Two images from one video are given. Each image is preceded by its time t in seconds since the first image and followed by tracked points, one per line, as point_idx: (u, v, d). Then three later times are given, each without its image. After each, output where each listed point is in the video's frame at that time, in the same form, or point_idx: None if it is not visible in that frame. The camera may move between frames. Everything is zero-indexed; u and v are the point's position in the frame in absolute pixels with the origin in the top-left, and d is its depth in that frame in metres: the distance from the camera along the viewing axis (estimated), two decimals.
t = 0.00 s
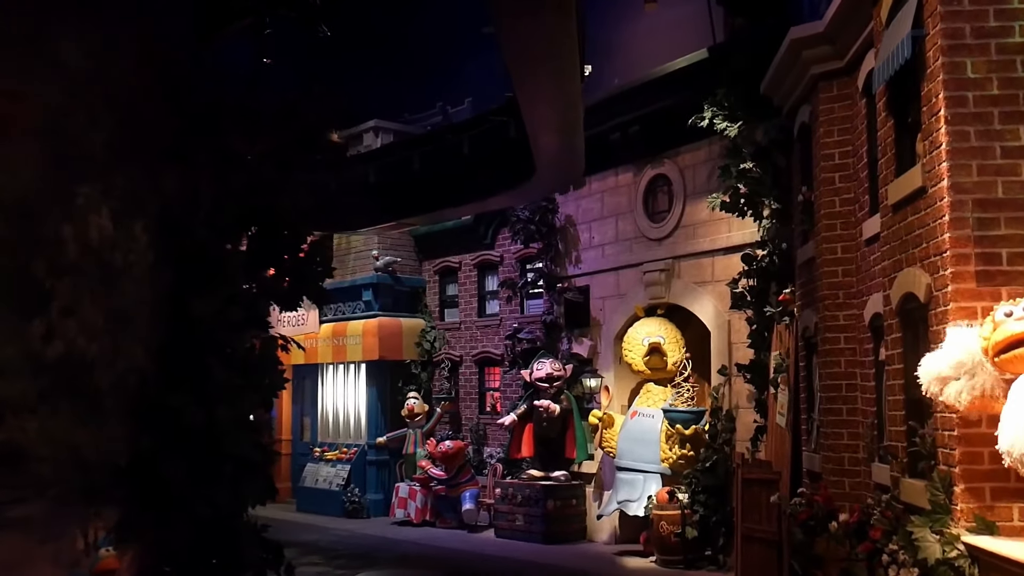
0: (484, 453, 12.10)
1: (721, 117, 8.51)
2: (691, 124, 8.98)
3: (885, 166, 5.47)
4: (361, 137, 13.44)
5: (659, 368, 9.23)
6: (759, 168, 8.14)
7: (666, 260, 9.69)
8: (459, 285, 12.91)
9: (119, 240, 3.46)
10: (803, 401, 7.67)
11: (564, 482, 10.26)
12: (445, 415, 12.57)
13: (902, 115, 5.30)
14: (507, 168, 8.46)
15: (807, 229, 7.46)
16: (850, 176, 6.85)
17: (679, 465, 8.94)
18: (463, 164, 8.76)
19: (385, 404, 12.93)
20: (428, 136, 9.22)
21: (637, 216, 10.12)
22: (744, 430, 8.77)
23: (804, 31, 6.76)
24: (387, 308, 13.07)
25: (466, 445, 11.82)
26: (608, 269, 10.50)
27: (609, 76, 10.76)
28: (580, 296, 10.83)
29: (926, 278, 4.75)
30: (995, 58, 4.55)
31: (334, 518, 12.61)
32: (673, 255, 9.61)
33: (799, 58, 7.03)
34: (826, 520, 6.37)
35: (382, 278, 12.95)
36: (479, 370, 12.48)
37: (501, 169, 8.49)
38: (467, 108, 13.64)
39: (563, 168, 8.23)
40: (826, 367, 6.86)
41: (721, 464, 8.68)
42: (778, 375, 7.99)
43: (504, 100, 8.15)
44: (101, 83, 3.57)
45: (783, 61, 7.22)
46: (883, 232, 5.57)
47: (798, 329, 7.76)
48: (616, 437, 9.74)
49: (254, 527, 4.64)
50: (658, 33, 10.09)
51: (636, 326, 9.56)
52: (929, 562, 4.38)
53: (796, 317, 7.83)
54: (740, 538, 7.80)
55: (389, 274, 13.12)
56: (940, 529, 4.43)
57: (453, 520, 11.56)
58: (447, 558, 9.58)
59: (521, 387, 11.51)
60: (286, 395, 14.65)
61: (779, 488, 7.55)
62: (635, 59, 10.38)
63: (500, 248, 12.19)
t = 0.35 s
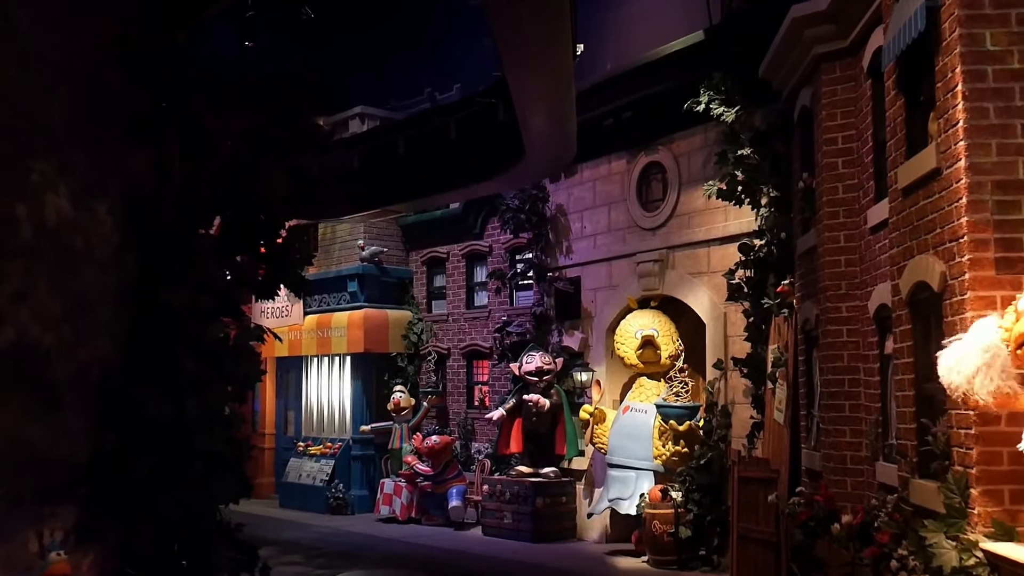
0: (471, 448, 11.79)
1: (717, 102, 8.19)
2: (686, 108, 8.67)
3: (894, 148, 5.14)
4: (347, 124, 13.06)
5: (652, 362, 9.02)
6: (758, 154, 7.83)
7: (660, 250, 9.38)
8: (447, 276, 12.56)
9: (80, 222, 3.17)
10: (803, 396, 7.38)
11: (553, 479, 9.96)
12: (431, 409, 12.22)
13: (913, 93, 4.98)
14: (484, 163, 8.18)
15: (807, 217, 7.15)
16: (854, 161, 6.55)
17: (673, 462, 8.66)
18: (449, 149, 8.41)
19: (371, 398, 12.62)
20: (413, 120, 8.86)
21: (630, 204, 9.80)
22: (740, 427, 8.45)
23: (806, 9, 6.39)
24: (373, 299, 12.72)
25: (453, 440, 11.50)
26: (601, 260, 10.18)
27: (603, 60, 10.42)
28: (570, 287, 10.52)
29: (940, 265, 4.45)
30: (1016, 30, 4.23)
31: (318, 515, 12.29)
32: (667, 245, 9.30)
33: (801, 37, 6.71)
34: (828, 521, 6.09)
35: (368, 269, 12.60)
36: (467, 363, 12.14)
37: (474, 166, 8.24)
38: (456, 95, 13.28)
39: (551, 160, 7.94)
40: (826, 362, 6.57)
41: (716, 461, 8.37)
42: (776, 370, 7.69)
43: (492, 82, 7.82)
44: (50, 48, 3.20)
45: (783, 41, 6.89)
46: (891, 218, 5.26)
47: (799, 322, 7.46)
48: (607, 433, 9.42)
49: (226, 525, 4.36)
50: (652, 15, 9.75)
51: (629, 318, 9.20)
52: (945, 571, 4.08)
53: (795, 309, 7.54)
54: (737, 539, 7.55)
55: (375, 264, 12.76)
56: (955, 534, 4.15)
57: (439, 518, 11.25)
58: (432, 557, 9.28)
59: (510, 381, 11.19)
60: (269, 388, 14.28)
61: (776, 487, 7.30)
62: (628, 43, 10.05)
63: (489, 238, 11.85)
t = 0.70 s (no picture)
0: (468, 446, 11.48)
1: (724, 87, 7.94)
2: (693, 94, 8.40)
3: (915, 130, 4.81)
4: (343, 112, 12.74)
5: (654, 358, 8.69)
6: (765, 142, 7.55)
7: (663, 242, 9.07)
8: (444, 269, 12.24)
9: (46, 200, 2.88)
10: (812, 393, 7.07)
11: (552, 478, 9.67)
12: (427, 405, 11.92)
13: (937, 70, 4.66)
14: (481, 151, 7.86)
15: (819, 206, 6.83)
16: (869, 147, 6.22)
17: (676, 462, 8.35)
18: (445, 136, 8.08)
19: (366, 394, 12.32)
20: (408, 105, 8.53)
21: (633, 195, 9.48)
22: (746, 425, 8.17)
23: None
24: (369, 292, 12.40)
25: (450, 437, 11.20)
26: (602, 252, 9.86)
27: (605, 46, 10.10)
28: (570, 280, 10.19)
29: (967, 254, 4.12)
30: None
31: (311, 513, 11.99)
32: (671, 237, 8.98)
33: (813, 17, 6.38)
34: (840, 526, 5.78)
35: (363, 261, 12.27)
36: (464, 359, 11.82)
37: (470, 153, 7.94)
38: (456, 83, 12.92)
39: (552, 149, 7.64)
40: (838, 359, 6.24)
41: (721, 461, 8.03)
42: (784, 366, 7.37)
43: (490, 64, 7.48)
44: (9, 8, 2.97)
45: (795, 21, 6.57)
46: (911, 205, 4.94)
47: (810, 317, 7.14)
48: (608, 431, 9.10)
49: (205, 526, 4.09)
50: None
51: (631, 312, 8.92)
52: None
53: (805, 303, 7.22)
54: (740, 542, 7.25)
55: (371, 256, 12.44)
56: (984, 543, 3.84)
57: (435, 517, 10.96)
58: (426, 558, 8.98)
59: (508, 376, 10.89)
60: (263, 383, 13.98)
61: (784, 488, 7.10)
62: (632, 28, 9.71)
63: (487, 229, 11.53)
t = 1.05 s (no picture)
0: (452, 455, 11.13)
1: (717, 84, 7.65)
2: (683, 91, 8.10)
3: (922, 121, 4.53)
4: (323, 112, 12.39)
5: (643, 364, 8.39)
6: (760, 140, 7.27)
7: (653, 244, 8.76)
8: (428, 274, 11.88)
9: None
10: (809, 401, 6.76)
11: (538, 489, 9.38)
12: (410, 413, 11.57)
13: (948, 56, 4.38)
14: (459, 149, 7.56)
15: (816, 206, 6.54)
16: (869, 143, 5.95)
17: (666, 472, 8.08)
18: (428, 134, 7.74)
19: (347, 402, 11.95)
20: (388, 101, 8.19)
21: (621, 196, 9.18)
22: (739, 435, 7.83)
23: None
24: (350, 297, 12.05)
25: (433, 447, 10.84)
26: (589, 256, 9.55)
27: (592, 44, 9.84)
28: (557, 284, 9.87)
29: (984, 251, 3.82)
30: None
31: (289, 525, 11.59)
32: (661, 240, 8.68)
33: (812, 7, 6.10)
34: (842, 541, 5.47)
35: (344, 265, 11.93)
36: (448, 366, 11.48)
37: (450, 151, 7.68)
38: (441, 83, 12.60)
39: (536, 147, 7.38)
40: (837, 365, 5.95)
41: (713, 472, 7.68)
42: (779, 373, 7.08)
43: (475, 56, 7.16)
44: None
45: (793, 12, 6.29)
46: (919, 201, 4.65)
47: (806, 322, 6.85)
48: (596, 440, 8.78)
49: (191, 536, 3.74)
50: None
51: (620, 317, 8.64)
52: None
53: (801, 307, 6.95)
54: (735, 558, 7.03)
55: (352, 260, 12.09)
56: (1002, 565, 3.52)
57: (416, 529, 10.55)
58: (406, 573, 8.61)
59: (493, 384, 10.56)
60: (241, 391, 13.56)
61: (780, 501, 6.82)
62: (621, 25, 9.43)
63: (472, 232, 11.21)
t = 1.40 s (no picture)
0: (441, 461, 10.78)
1: (717, 75, 7.39)
2: (682, 82, 7.82)
3: (941, 107, 4.23)
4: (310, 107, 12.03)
5: (639, 367, 8.07)
6: (762, 134, 6.96)
7: (650, 243, 8.45)
8: (417, 273, 11.53)
9: None
10: (814, 406, 6.47)
11: (529, 496, 9.02)
12: (398, 417, 11.24)
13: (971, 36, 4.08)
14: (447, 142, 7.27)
15: (822, 202, 6.25)
16: (879, 135, 5.66)
17: (662, 480, 7.73)
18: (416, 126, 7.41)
19: (333, 405, 11.61)
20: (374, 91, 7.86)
21: (617, 193, 8.87)
22: (738, 441, 7.49)
23: None
24: (337, 297, 11.70)
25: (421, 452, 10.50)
26: (584, 255, 9.24)
27: (588, 36, 9.53)
28: (550, 284, 9.56)
29: (1014, 245, 3.53)
30: None
31: (273, 532, 11.24)
32: (658, 238, 8.36)
33: None
34: (851, 556, 5.16)
35: (331, 264, 11.57)
36: (437, 368, 11.14)
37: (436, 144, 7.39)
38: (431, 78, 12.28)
39: (527, 141, 7.10)
40: (844, 368, 5.65)
41: (711, 480, 7.36)
42: (781, 377, 6.78)
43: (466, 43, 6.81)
44: None
45: None
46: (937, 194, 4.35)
47: (811, 323, 6.56)
48: (590, 446, 8.45)
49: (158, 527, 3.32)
50: None
51: (615, 318, 8.34)
52: None
53: (805, 308, 6.65)
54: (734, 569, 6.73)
55: (340, 259, 11.70)
56: None
57: (404, 537, 10.21)
58: None
59: (483, 387, 10.22)
60: (225, 393, 13.19)
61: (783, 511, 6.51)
62: (617, 16, 9.12)
63: (462, 231, 10.88)
